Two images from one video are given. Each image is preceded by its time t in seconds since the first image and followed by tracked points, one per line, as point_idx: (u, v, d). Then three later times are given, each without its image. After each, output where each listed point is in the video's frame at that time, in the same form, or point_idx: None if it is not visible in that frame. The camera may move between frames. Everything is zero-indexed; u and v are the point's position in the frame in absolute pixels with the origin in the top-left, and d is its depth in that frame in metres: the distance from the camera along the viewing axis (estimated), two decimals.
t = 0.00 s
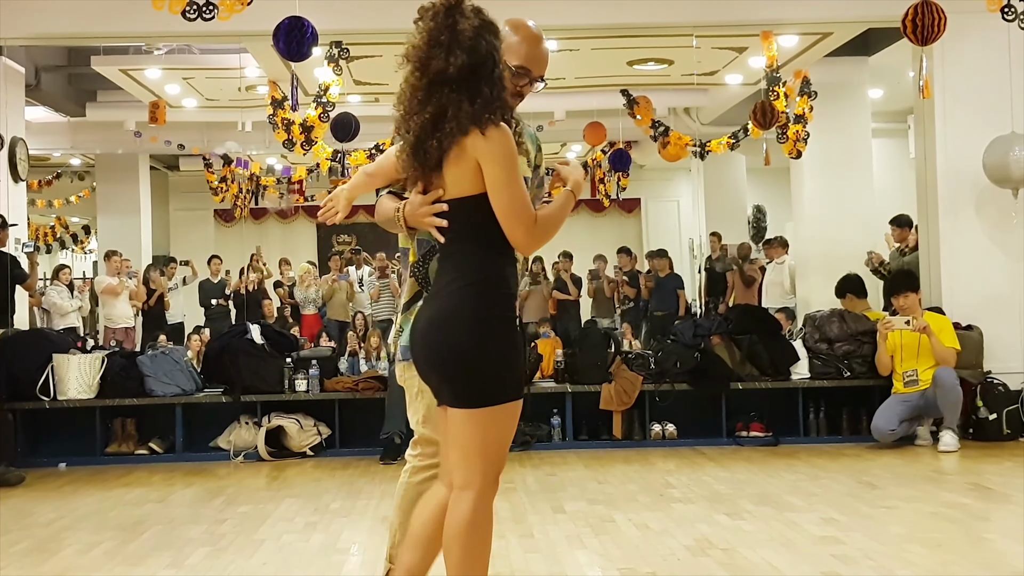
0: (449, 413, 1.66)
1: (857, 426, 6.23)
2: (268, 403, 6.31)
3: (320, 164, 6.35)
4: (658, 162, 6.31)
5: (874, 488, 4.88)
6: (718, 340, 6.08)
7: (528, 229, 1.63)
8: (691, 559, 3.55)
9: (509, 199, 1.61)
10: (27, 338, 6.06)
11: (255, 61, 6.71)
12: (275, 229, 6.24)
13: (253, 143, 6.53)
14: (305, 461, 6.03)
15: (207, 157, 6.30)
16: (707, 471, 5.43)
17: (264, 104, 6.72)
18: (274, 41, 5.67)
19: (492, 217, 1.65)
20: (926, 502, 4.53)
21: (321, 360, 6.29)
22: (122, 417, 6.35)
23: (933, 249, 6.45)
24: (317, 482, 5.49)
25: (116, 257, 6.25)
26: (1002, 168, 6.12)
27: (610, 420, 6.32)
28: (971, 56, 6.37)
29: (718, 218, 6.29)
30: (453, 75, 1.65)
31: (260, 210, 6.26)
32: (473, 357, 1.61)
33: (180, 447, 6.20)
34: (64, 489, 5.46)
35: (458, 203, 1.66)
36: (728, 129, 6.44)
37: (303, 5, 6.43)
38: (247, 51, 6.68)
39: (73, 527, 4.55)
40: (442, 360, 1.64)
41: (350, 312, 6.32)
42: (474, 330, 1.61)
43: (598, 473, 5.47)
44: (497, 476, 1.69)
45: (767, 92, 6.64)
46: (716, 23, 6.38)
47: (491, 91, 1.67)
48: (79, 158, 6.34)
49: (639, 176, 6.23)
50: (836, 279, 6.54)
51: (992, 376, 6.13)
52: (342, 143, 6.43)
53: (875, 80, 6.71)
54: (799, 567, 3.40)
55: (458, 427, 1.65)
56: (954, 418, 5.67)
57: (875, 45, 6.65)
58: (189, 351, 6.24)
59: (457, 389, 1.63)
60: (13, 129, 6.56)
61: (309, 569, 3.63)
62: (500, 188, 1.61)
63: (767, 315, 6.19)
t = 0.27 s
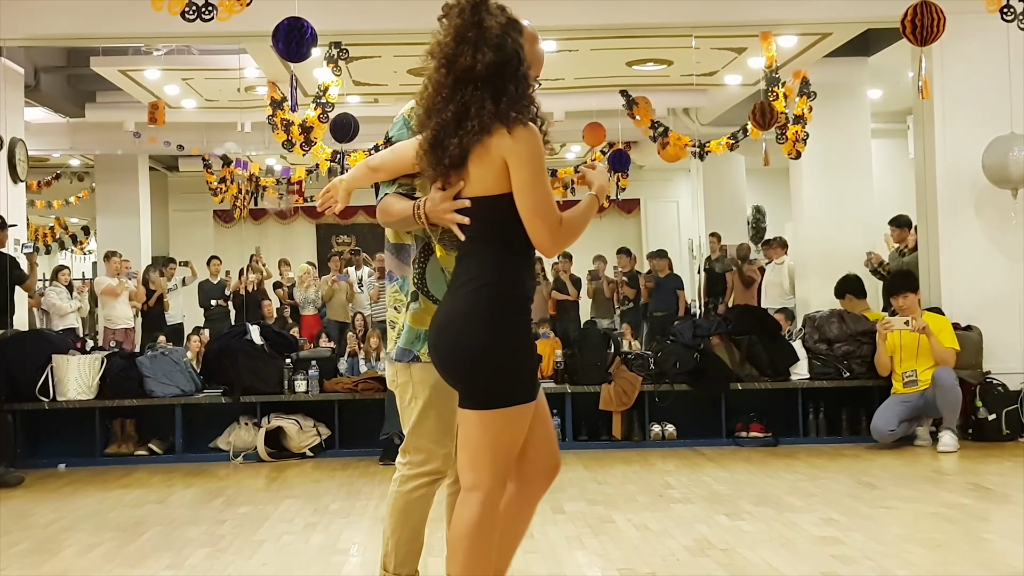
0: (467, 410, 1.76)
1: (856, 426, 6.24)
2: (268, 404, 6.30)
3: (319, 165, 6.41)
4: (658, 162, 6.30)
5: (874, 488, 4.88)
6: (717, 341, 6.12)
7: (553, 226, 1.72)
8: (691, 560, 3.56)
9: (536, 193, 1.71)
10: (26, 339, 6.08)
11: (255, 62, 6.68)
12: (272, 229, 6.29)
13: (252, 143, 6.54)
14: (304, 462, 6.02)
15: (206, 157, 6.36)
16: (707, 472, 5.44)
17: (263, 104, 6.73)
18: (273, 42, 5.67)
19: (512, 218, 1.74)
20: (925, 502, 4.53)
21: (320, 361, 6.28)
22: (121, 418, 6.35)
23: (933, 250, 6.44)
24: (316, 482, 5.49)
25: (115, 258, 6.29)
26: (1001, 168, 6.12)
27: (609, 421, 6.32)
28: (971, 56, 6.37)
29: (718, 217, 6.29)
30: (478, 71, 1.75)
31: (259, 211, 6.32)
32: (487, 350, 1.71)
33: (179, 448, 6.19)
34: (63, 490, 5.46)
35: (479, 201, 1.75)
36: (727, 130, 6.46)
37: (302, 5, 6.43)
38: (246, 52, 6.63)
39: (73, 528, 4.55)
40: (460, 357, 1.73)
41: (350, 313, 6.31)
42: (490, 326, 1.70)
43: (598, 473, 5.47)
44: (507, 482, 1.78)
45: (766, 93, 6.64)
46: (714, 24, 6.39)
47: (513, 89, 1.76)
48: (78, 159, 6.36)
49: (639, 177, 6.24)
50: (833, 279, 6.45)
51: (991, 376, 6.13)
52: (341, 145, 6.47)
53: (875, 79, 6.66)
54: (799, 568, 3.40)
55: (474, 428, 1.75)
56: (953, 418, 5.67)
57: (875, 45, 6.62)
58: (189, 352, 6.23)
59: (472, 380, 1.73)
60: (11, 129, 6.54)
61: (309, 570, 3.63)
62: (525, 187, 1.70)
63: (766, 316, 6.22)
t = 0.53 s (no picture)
0: (485, 411, 1.78)
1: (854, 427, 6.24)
2: (266, 405, 6.30)
3: (319, 165, 6.44)
4: (657, 162, 6.35)
5: (873, 489, 4.88)
6: (716, 342, 6.10)
7: (586, 233, 1.80)
8: (689, 561, 3.55)
9: (572, 206, 1.77)
10: (25, 340, 6.02)
11: (254, 63, 6.67)
12: (273, 230, 6.26)
13: (252, 144, 6.58)
14: (303, 463, 6.02)
15: (206, 157, 6.44)
16: (705, 472, 5.44)
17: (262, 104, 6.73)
18: (272, 42, 5.67)
19: (539, 224, 1.78)
20: (924, 503, 4.53)
21: (319, 361, 6.25)
22: (120, 419, 6.34)
23: (931, 252, 6.44)
24: (315, 483, 5.49)
25: (114, 259, 6.33)
26: (1000, 169, 6.12)
27: (608, 421, 6.32)
28: (970, 57, 6.36)
29: (715, 218, 6.37)
30: (511, 77, 1.75)
31: (257, 211, 6.30)
32: (512, 354, 1.74)
33: (178, 448, 6.18)
34: (61, 491, 5.45)
35: (508, 206, 1.77)
36: (726, 131, 6.53)
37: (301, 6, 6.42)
38: (245, 52, 6.60)
39: (71, 529, 4.55)
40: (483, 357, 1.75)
41: (349, 313, 6.28)
42: (515, 330, 1.74)
43: (597, 474, 5.47)
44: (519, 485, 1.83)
45: (766, 93, 6.69)
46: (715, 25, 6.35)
47: (546, 97, 1.79)
48: (77, 159, 6.43)
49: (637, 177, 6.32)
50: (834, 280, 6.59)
51: (990, 377, 6.13)
52: (341, 145, 6.52)
53: (874, 80, 6.66)
54: (797, 569, 3.40)
55: (491, 429, 1.78)
56: (952, 419, 5.67)
57: (874, 46, 6.59)
58: (188, 352, 6.23)
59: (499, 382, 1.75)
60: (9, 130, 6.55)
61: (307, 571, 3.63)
62: (566, 199, 1.76)
63: (766, 317, 6.22)
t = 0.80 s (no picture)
0: (522, 411, 1.80)
1: (852, 428, 6.24)
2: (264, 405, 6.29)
3: (317, 165, 6.43)
4: (654, 163, 6.17)
5: (871, 489, 4.88)
6: (714, 342, 6.14)
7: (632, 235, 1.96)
8: (687, 561, 3.56)
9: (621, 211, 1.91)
10: (23, 341, 6.02)
11: (252, 64, 6.71)
12: (271, 232, 6.28)
13: (250, 144, 6.59)
14: (301, 464, 6.01)
15: (204, 158, 6.45)
16: (704, 472, 5.44)
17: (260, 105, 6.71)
18: (271, 42, 5.66)
19: (588, 230, 1.85)
20: (922, 503, 4.53)
21: (317, 362, 6.25)
22: (117, 420, 6.32)
23: (929, 253, 6.43)
24: (313, 484, 5.49)
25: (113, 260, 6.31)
26: (998, 170, 6.13)
27: (606, 422, 6.32)
28: (969, 58, 6.37)
29: (711, 219, 6.30)
30: (577, 91, 1.78)
31: (256, 213, 6.29)
32: (553, 360, 1.78)
33: (177, 449, 6.17)
34: (60, 492, 5.45)
35: (564, 212, 1.82)
36: (724, 132, 6.46)
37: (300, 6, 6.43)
38: (244, 53, 6.64)
39: (70, 530, 4.55)
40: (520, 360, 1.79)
41: (346, 314, 6.30)
42: (559, 332, 1.78)
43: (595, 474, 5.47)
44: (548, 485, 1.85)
45: (764, 94, 6.65)
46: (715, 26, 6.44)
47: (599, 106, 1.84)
48: (76, 160, 6.39)
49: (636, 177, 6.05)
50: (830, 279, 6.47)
51: (987, 377, 6.13)
52: (339, 145, 6.47)
53: (871, 80, 6.58)
54: (795, 569, 3.41)
55: (529, 430, 1.79)
56: (950, 420, 5.68)
57: (871, 46, 6.59)
58: (185, 354, 6.23)
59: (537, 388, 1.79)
60: (7, 130, 6.54)
61: (305, 572, 3.62)
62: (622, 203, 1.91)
63: (766, 321, 6.24)
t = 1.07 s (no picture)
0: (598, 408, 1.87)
1: (851, 428, 6.24)
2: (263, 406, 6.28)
3: (316, 167, 6.51)
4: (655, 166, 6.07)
5: (869, 490, 4.89)
6: (712, 343, 6.12)
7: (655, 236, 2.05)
8: (686, 562, 3.56)
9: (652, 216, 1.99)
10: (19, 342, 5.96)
11: (250, 65, 6.83)
12: (270, 232, 6.30)
13: (248, 145, 6.67)
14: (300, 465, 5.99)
15: (202, 160, 6.47)
16: (703, 473, 5.45)
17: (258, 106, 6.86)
18: (269, 43, 5.66)
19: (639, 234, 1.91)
20: (920, 504, 4.54)
21: (316, 364, 6.26)
22: (116, 421, 6.32)
23: (927, 254, 6.41)
24: (312, 485, 5.48)
25: (112, 260, 6.35)
26: (996, 172, 6.12)
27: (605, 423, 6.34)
28: (968, 60, 6.37)
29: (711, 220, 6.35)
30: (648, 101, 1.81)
31: (254, 214, 6.33)
32: (621, 357, 1.86)
33: (175, 450, 6.16)
34: (58, 493, 5.45)
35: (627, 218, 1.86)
36: (723, 132, 6.57)
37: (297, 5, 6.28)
38: (242, 54, 6.68)
39: (69, 531, 4.55)
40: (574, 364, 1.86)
41: (345, 315, 6.27)
42: (627, 330, 1.87)
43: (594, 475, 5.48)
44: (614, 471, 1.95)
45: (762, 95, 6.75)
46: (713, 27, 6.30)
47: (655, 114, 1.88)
48: (72, 160, 6.60)
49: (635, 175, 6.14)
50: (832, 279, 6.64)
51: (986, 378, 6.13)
52: (337, 146, 6.74)
53: (870, 82, 6.70)
54: (794, 570, 3.41)
55: (607, 423, 1.87)
56: (948, 421, 5.68)
57: (869, 48, 6.65)
58: (183, 355, 6.21)
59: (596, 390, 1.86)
60: (5, 130, 6.56)
61: (305, 573, 3.63)
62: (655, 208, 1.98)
63: (764, 320, 6.23)
